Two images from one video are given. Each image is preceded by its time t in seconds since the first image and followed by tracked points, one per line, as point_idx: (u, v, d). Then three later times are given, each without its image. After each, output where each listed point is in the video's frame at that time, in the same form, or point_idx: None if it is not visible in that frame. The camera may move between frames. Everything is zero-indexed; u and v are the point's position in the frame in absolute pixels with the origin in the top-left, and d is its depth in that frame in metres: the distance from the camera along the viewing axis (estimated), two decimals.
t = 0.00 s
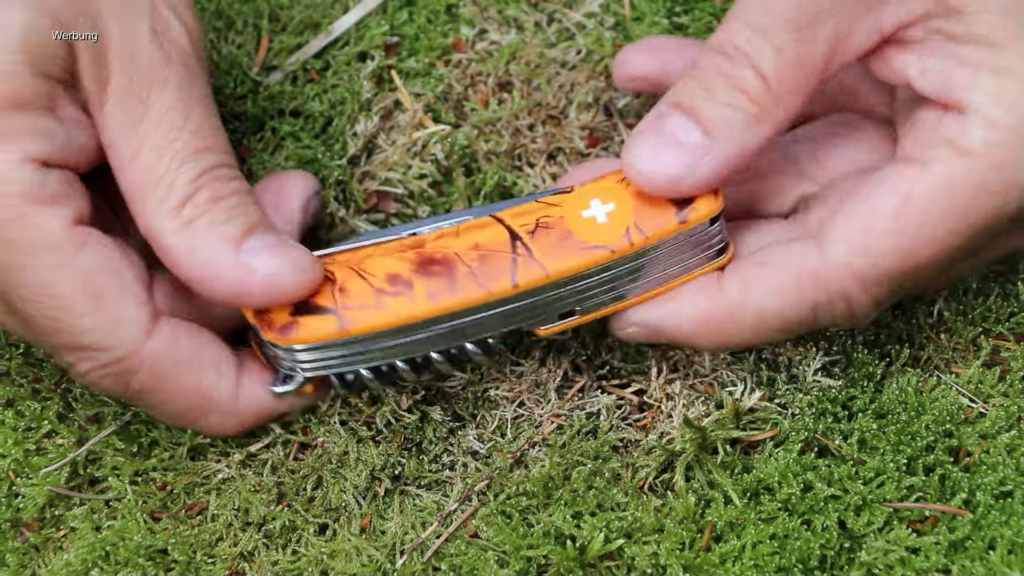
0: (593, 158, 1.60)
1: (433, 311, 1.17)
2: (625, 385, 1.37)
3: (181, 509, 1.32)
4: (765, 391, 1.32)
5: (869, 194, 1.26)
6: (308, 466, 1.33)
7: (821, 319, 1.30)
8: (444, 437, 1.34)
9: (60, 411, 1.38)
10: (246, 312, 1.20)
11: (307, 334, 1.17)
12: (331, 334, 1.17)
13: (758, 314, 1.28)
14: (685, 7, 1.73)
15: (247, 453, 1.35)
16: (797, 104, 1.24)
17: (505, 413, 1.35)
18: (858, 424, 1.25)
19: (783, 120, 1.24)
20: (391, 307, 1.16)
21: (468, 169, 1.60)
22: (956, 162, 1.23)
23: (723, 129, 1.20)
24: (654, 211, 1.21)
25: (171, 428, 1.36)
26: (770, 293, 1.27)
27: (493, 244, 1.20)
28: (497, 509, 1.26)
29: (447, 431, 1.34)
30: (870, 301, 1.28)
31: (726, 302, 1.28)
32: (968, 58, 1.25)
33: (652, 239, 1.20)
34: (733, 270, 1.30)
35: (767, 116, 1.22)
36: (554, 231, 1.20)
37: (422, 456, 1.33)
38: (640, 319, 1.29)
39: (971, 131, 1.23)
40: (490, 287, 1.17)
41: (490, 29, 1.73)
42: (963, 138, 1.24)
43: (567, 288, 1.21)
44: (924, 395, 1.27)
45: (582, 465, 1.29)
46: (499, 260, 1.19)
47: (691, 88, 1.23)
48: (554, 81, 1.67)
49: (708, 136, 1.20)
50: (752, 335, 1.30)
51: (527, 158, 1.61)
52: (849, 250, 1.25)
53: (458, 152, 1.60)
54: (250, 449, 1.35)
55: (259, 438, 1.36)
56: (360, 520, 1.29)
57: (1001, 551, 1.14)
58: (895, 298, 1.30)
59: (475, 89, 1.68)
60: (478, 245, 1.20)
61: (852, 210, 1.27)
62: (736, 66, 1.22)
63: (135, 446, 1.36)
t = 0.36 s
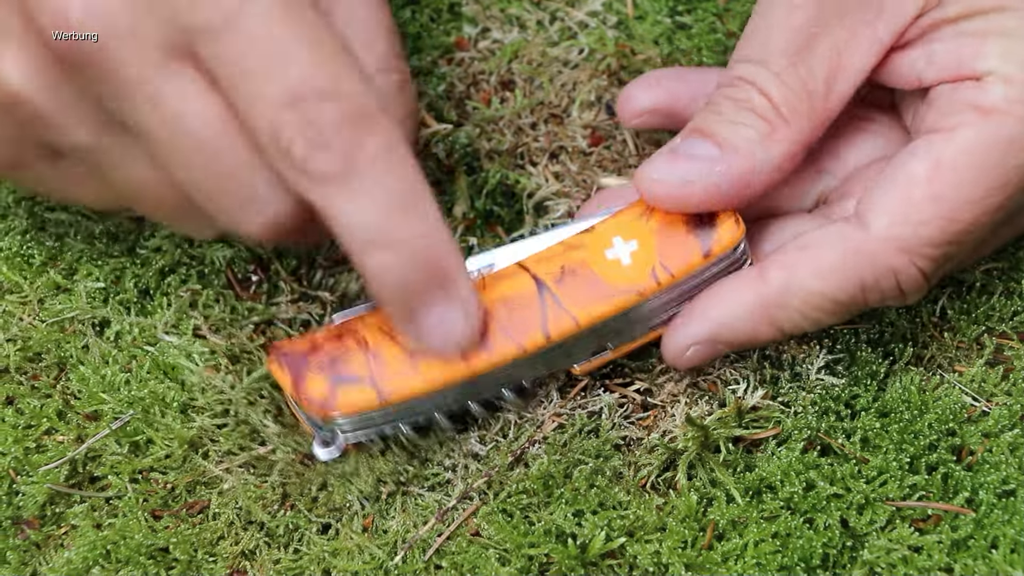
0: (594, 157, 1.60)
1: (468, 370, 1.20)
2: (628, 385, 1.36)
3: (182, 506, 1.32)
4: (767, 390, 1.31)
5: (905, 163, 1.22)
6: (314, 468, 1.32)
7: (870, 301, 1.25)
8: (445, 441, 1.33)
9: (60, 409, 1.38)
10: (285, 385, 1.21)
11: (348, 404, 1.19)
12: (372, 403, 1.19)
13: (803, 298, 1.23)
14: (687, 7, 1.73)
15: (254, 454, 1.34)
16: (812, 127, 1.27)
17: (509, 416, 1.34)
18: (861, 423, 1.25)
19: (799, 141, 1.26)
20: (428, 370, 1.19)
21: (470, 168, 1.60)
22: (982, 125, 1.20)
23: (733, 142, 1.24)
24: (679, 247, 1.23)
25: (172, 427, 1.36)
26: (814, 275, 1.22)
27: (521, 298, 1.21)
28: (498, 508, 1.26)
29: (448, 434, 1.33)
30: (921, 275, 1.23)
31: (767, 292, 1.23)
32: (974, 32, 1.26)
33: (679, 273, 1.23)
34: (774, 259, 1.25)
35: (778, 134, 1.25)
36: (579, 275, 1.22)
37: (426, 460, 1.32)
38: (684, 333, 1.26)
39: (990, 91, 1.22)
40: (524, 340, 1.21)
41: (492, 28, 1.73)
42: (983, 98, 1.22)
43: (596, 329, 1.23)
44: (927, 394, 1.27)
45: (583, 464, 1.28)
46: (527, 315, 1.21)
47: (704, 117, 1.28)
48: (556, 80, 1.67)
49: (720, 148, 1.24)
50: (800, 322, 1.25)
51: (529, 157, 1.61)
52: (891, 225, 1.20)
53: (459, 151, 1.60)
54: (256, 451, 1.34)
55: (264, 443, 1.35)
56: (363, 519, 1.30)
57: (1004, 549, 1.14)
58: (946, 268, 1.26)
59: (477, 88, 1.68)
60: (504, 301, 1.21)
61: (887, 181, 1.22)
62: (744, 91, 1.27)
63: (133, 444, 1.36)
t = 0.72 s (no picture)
0: (595, 156, 1.60)
1: (467, 377, 1.20)
2: (629, 385, 1.36)
3: (183, 506, 1.32)
4: (767, 390, 1.31)
5: (906, 168, 1.22)
6: (315, 469, 1.32)
7: (869, 304, 1.25)
8: (444, 441, 1.33)
9: (60, 408, 1.38)
10: (286, 387, 1.22)
11: (347, 409, 1.19)
12: (371, 407, 1.19)
13: (802, 302, 1.23)
14: (688, 7, 1.73)
15: (255, 453, 1.34)
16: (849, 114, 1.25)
17: (509, 417, 1.34)
18: (861, 422, 1.25)
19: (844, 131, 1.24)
20: (428, 376, 1.19)
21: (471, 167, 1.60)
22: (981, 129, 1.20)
23: (786, 150, 1.22)
24: (680, 253, 1.22)
25: (173, 426, 1.36)
26: (814, 280, 1.22)
27: (521, 302, 1.21)
28: (498, 507, 1.27)
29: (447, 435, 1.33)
30: (918, 279, 1.24)
31: (767, 296, 1.23)
32: (982, 25, 1.25)
33: (680, 280, 1.22)
34: (775, 261, 1.25)
35: (826, 130, 1.22)
36: (580, 281, 1.21)
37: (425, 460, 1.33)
38: (685, 338, 1.25)
39: (992, 92, 1.21)
40: (523, 345, 1.20)
41: (493, 28, 1.73)
42: (984, 100, 1.21)
43: (595, 336, 1.22)
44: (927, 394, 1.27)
45: (583, 464, 1.28)
46: (527, 321, 1.20)
47: (744, 120, 1.24)
48: (557, 79, 1.67)
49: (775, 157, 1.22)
50: (799, 326, 1.26)
51: (529, 156, 1.61)
52: (890, 231, 1.21)
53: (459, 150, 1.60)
54: (257, 450, 1.35)
55: (265, 441, 1.36)
56: (363, 519, 1.29)
57: (1004, 549, 1.14)
58: (944, 273, 1.26)
59: (477, 88, 1.68)
60: (505, 305, 1.21)
61: (886, 187, 1.22)
62: (782, 86, 1.22)
63: (134, 443, 1.36)
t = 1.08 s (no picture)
0: (594, 156, 1.60)
1: (466, 383, 1.20)
2: (627, 386, 1.37)
3: (182, 506, 1.32)
4: (766, 391, 1.31)
5: (904, 166, 1.22)
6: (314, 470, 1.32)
7: (868, 305, 1.25)
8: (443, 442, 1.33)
9: (59, 407, 1.38)
10: (285, 392, 1.22)
11: (346, 414, 1.19)
12: (369, 413, 1.20)
13: (800, 302, 1.23)
14: (687, 6, 1.72)
15: (253, 453, 1.34)
16: (842, 114, 1.25)
17: (507, 419, 1.34)
18: (860, 423, 1.25)
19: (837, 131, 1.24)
20: (428, 381, 1.20)
21: (469, 167, 1.61)
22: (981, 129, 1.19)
23: (776, 154, 1.23)
24: (680, 261, 1.23)
25: (172, 426, 1.36)
26: (810, 279, 1.23)
27: (521, 307, 1.22)
28: (496, 507, 1.27)
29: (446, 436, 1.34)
30: (917, 279, 1.23)
31: (765, 296, 1.24)
32: (977, 27, 1.25)
33: (679, 290, 1.23)
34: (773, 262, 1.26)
35: (817, 132, 1.23)
36: (580, 288, 1.22)
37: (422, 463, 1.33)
38: (684, 337, 1.25)
39: (989, 94, 1.21)
40: (523, 352, 1.20)
41: (492, 28, 1.73)
42: (982, 101, 1.21)
43: (595, 345, 1.24)
44: (926, 395, 1.27)
45: (582, 465, 1.28)
46: (526, 327, 1.21)
47: (735, 124, 1.25)
48: (555, 80, 1.67)
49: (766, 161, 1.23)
50: (797, 327, 1.25)
51: (528, 157, 1.61)
52: (888, 229, 1.20)
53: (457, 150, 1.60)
54: (256, 449, 1.35)
55: (265, 441, 1.36)
56: (361, 520, 1.29)
57: (1003, 550, 1.14)
58: (943, 274, 1.26)
59: (476, 88, 1.68)
60: (504, 310, 1.22)
61: (884, 187, 1.22)
62: (773, 90, 1.23)
63: (133, 443, 1.36)
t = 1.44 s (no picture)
0: (595, 156, 1.60)
1: (467, 374, 1.20)
2: (627, 385, 1.37)
3: (185, 504, 1.32)
4: (767, 390, 1.32)
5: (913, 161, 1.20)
6: (316, 468, 1.32)
7: (874, 301, 1.24)
8: (444, 442, 1.33)
9: (63, 406, 1.38)
10: (287, 386, 1.24)
11: (347, 407, 1.20)
12: (369, 405, 1.20)
13: (808, 298, 1.22)
14: (688, 6, 1.72)
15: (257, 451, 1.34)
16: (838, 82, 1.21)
17: (509, 417, 1.34)
18: (861, 422, 1.25)
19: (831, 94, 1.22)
20: (429, 373, 1.20)
21: (469, 166, 1.61)
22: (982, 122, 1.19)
23: (772, 125, 1.19)
24: (679, 249, 1.23)
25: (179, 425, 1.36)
26: (820, 275, 1.20)
27: (520, 298, 1.22)
28: (498, 506, 1.27)
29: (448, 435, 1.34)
30: (925, 275, 1.22)
31: (774, 289, 1.22)
32: (981, 16, 1.24)
33: (678, 276, 1.22)
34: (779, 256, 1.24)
35: (812, 104, 1.19)
36: (578, 278, 1.22)
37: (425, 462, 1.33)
38: (683, 321, 1.25)
39: (990, 86, 1.20)
40: (522, 342, 1.20)
41: (492, 27, 1.73)
42: (983, 93, 1.21)
43: (594, 335, 1.23)
44: (927, 394, 1.27)
45: (583, 464, 1.29)
46: (525, 317, 1.21)
47: (727, 90, 1.20)
48: (556, 79, 1.67)
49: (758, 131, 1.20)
50: (804, 321, 1.24)
51: (529, 156, 1.61)
52: (897, 226, 1.19)
53: (458, 150, 1.60)
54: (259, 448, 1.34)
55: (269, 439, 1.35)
56: (363, 518, 1.29)
57: (1004, 549, 1.13)
58: (948, 272, 1.25)
59: (477, 87, 1.68)
60: (503, 302, 1.22)
61: (891, 183, 1.21)
62: (767, 54, 1.17)
63: (136, 441, 1.36)
